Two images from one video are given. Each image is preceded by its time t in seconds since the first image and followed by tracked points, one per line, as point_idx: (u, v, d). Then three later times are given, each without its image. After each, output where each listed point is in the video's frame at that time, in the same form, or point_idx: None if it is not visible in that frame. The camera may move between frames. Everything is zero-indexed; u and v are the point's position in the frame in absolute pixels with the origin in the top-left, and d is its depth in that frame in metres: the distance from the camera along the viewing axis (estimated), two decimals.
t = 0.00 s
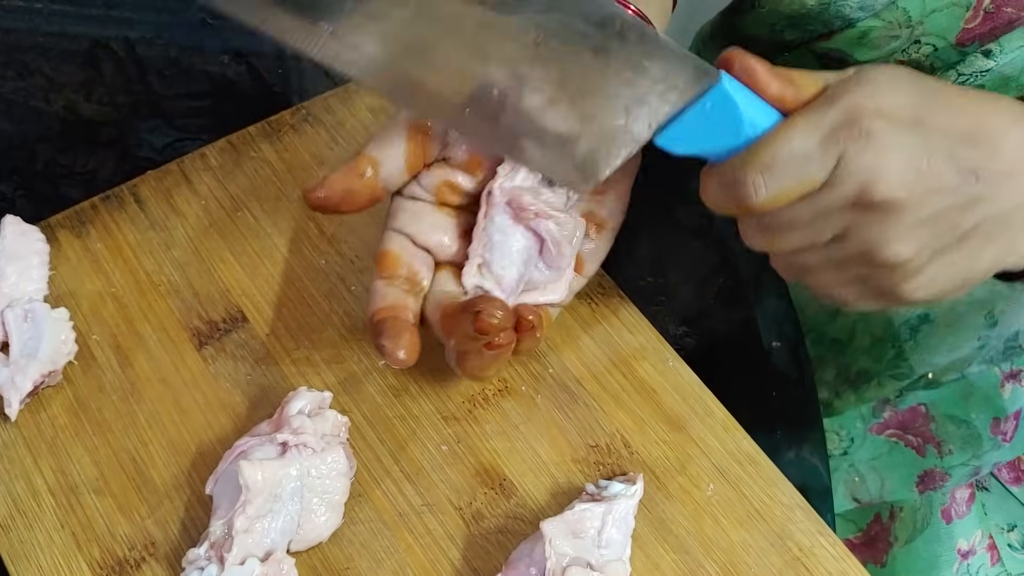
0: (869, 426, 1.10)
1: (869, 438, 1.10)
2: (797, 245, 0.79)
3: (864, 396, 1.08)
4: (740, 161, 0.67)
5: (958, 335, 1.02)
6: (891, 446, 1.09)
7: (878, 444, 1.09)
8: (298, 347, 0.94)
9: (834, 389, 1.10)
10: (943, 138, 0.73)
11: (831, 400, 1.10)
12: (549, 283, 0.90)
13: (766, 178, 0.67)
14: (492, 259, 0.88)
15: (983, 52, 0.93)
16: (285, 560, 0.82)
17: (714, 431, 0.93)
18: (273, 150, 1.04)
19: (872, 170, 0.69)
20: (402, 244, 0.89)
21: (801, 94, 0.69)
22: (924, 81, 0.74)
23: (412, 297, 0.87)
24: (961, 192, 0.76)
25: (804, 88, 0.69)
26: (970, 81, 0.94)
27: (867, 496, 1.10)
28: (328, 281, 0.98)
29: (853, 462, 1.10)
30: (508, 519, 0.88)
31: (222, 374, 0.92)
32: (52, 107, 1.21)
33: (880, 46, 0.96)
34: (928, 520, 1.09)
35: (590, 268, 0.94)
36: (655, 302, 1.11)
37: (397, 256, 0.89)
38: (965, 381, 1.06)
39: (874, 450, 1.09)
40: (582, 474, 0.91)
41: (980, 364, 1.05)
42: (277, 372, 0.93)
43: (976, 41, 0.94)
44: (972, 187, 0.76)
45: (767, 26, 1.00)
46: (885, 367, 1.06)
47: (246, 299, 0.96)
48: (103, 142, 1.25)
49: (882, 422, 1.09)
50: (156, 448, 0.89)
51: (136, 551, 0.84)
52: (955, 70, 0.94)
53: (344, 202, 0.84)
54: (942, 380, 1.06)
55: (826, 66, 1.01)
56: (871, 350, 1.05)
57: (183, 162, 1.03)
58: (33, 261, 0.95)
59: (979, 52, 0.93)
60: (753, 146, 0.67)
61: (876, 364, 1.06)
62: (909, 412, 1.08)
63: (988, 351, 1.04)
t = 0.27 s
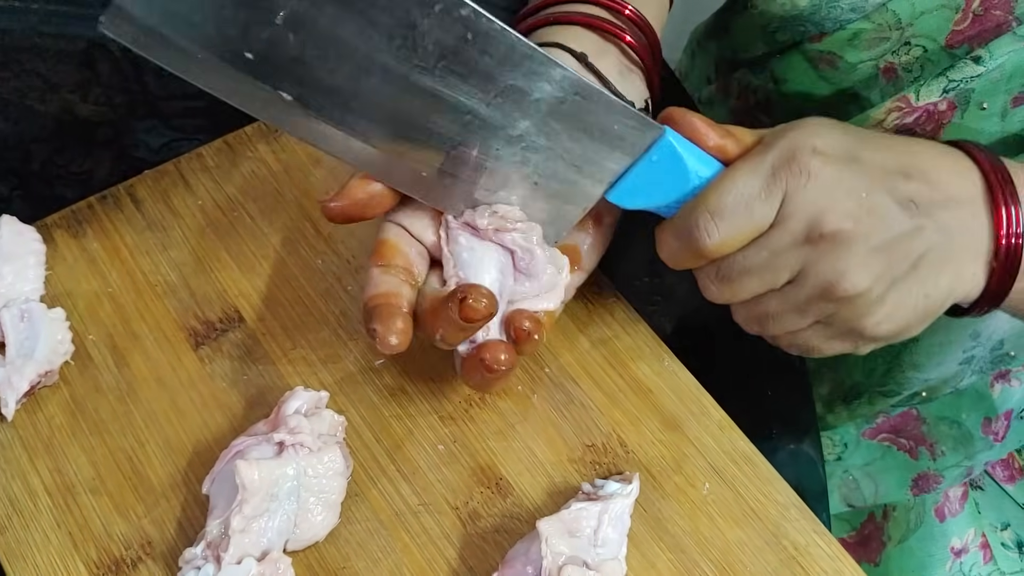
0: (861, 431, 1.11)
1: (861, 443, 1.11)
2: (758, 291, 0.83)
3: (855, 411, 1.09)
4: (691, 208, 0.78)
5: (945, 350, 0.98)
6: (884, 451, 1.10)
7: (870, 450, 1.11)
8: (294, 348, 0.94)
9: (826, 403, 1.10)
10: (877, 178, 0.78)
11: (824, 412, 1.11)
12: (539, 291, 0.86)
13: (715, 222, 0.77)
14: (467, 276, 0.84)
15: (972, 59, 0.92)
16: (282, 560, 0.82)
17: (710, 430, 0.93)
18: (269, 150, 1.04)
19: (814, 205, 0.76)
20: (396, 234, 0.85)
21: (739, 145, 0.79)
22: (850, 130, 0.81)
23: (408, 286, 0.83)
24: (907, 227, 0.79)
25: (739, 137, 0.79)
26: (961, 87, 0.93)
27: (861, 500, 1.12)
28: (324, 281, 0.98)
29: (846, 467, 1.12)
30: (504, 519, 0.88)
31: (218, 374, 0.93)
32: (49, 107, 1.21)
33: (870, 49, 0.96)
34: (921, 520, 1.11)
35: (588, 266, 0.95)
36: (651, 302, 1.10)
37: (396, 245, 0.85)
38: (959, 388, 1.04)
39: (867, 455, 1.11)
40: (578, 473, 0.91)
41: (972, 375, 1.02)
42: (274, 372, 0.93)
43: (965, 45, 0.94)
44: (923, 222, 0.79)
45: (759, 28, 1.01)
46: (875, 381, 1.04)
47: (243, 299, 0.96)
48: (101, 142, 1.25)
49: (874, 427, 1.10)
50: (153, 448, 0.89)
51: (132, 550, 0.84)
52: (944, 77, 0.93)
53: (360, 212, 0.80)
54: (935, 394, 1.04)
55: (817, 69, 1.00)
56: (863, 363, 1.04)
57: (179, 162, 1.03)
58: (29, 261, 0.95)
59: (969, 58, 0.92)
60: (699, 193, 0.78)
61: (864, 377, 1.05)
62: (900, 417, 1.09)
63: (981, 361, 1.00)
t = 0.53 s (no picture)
0: (860, 425, 1.11)
1: (860, 439, 1.11)
2: (773, 277, 0.77)
3: (856, 404, 1.09)
4: (705, 195, 0.73)
5: (942, 345, 1.00)
6: (882, 447, 1.10)
7: (868, 446, 1.11)
8: (292, 346, 0.95)
9: (827, 398, 1.11)
10: (899, 162, 0.75)
11: (824, 408, 1.11)
12: (541, 279, 0.86)
13: (733, 207, 0.72)
14: (472, 255, 0.85)
15: (967, 63, 0.92)
16: (279, 557, 0.82)
17: (706, 428, 0.93)
18: (267, 150, 1.04)
19: (832, 189, 0.72)
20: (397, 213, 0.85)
21: (755, 129, 0.75)
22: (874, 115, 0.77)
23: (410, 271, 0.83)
24: (920, 214, 0.74)
25: (760, 124, 0.75)
26: (955, 91, 0.93)
27: (859, 496, 1.12)
28: (322, 280, 0.98)
29: (844, 464, 1.12)
30: (501, 517, 0.88)
31: (216, 372, 0.93)
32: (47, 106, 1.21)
33: (864, 53, 0.97)
34: (918, 518, 1.11)
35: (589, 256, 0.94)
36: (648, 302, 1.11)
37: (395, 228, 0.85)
38: (956, 385, 1.05)
39: (865, 451, 1.11)
40: (575, 471, 0.91)
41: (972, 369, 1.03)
42: (271, 370, 0.93)
43: (958, 48, 0.95)
44: (938, 211, 0.75)
45: (754, 32, 1.02)
46: (876, 375, 1.05)
47: (241, 298, 0.97)
48: (98, 141, 1.25)
49: (872, 422, 1.10)
50: (150, 447, 0.89)
51: (130, 548, 0.84)
52: (939, 82, 0.93)
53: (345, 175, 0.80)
54: (936, 387, 1.05)
55: (812, 72, 1.01)
56: (863, 359, 1.05)
57: (177, 161, 1.03)
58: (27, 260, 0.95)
59: (963, 63, 0.92)
60: (715, 178, 0.73)
61: (865, 372, 1.06)
62: (898, 411, 1.09)
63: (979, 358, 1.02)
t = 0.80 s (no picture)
0: (854, 436, 1.11)
1: (855, 448, 1.11)
2: (745, 326, 0.79)
3: (847, 417, 1.09)
4: (698, 300, 0.79)
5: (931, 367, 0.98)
6: (876, 454, 1.11)
7: (863, 453, 1.11)
8: (294, 348, 0.95)
9: (820, 409, 1.10)
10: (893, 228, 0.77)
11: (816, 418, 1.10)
12: (542, 329, 0.90)
13: (721, 312, 0.78)
14: (467, 334, 0.89)
15: (962, 62, 0.92)
16: (282, 559, 0.82)
17: (706, 430, 0.94)
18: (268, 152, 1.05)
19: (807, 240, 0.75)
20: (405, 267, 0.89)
21: (763, 216, 0.78)
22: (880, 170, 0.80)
23: (414, 311, 0.90)
24: (903, 267, 0.77)
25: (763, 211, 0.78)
26: (951, 89, 0.92)
27: (855, 503, 1.11)
28: (323, 282, 0.99)
29: (839, 471, 1.12)
30: (503, 518, 0.89)
31: (218, 374, 0.93)
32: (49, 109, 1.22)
33: (861, 49, 0.97)
34: (915, 521, 1.11)
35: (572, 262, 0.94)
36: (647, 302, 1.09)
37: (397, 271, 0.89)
38: (950, 395, 1.06)
39: (860, 459, 1.11)
40: (575, 473, 0.91)
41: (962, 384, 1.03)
42: (273, 373, 0.94)
43: (954, 46, 0.94)
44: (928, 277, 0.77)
45: (751, 28, 1.03)
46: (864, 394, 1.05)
47: (242, 300, 0.97)
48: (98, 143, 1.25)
49: (865, 432, 1.10)
50: (153, 449, 0.89)
51: (133, 550, 0.85)
52: (934, 79, 0.92)
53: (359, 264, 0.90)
54: (928, 400, 1.05)
55: (806, 69, 1.01)
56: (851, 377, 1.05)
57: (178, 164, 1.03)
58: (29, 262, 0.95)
59: (959, 61, 0.92)
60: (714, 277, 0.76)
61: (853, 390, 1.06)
62: (891, 422, 1.09)
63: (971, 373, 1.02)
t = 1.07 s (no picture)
0: (854, 435, 1.11)
1: (855, 447, 1.11)
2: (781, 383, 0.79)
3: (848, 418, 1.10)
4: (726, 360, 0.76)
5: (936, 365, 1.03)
6: (876, 454, 1.11)
7: (863, 453, 1.11)
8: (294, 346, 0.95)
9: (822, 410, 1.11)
10: (933, 267, 0.82)
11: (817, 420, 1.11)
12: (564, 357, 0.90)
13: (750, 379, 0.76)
14: (514, 394, 0.89)
15: (970, 67, 0.94)
16: (282, 556, 0.82)
17: (706, 428, 0.94)
18: (268, 151, 1.05)
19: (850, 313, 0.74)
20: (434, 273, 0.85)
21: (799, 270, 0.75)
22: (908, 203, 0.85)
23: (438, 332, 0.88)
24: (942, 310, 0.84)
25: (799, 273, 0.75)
26: (959, 93, 0.93)
27: (855, 503, 1.11)
28: (323, 280, 0.99)
29: (839, 471, 1.12)
30: (503, 516, 0.89)
31: (218, 373, 0.93)
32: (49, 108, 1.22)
33: (868, 50, 0.98)
34: (914, 519, 1.12)
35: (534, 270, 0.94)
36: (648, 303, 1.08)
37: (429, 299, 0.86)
38: (953, 396, 1.07)
39: (859, 459, 1.11)
40: (575, 471, 0.91)
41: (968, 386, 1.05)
42: (273, 371, 0.94)
43: (962, 50, 0.96)
44: (945, 323, 0.85)
45: (757, 26, 1.04)
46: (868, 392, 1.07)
47: (243, 299, 0.97)
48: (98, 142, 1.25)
49: (865, 430, 1.11)
50: (153, 447, 0.89)
51: (133, 548, 0.85)
52: (943, 84, 0.94)
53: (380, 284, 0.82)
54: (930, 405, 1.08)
55: (812, 70, 1.01)
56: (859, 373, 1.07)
57: (179, 163, 1.03)
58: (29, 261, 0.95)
59: (967, 67, 0.94)
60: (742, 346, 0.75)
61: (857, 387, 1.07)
62: (890, 420, 1.10)
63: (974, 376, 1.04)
